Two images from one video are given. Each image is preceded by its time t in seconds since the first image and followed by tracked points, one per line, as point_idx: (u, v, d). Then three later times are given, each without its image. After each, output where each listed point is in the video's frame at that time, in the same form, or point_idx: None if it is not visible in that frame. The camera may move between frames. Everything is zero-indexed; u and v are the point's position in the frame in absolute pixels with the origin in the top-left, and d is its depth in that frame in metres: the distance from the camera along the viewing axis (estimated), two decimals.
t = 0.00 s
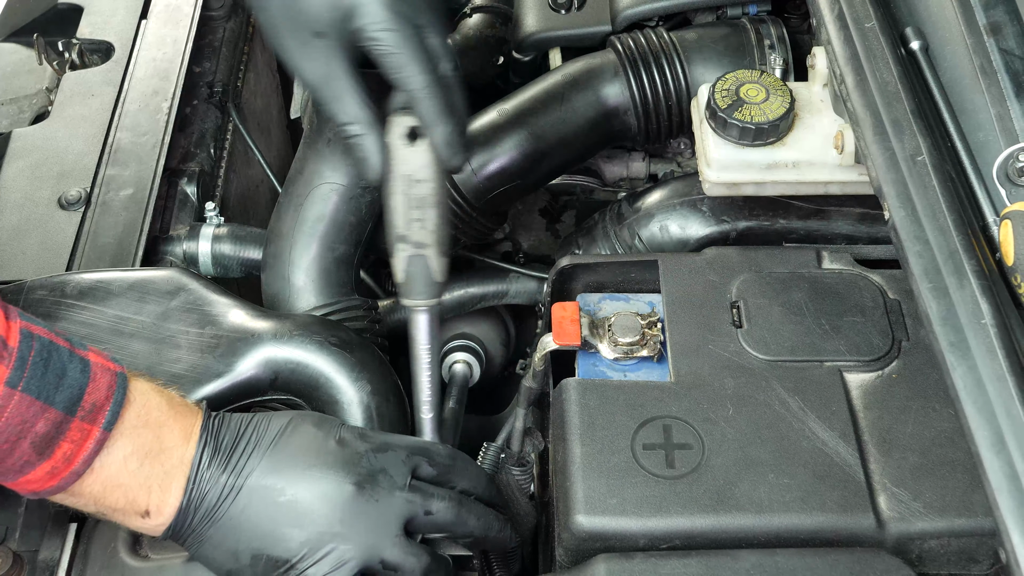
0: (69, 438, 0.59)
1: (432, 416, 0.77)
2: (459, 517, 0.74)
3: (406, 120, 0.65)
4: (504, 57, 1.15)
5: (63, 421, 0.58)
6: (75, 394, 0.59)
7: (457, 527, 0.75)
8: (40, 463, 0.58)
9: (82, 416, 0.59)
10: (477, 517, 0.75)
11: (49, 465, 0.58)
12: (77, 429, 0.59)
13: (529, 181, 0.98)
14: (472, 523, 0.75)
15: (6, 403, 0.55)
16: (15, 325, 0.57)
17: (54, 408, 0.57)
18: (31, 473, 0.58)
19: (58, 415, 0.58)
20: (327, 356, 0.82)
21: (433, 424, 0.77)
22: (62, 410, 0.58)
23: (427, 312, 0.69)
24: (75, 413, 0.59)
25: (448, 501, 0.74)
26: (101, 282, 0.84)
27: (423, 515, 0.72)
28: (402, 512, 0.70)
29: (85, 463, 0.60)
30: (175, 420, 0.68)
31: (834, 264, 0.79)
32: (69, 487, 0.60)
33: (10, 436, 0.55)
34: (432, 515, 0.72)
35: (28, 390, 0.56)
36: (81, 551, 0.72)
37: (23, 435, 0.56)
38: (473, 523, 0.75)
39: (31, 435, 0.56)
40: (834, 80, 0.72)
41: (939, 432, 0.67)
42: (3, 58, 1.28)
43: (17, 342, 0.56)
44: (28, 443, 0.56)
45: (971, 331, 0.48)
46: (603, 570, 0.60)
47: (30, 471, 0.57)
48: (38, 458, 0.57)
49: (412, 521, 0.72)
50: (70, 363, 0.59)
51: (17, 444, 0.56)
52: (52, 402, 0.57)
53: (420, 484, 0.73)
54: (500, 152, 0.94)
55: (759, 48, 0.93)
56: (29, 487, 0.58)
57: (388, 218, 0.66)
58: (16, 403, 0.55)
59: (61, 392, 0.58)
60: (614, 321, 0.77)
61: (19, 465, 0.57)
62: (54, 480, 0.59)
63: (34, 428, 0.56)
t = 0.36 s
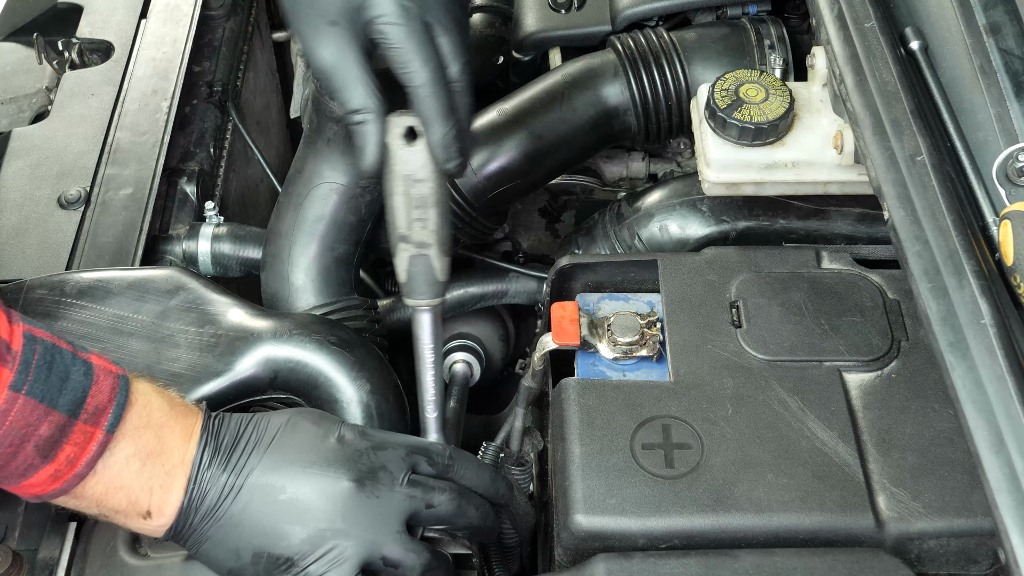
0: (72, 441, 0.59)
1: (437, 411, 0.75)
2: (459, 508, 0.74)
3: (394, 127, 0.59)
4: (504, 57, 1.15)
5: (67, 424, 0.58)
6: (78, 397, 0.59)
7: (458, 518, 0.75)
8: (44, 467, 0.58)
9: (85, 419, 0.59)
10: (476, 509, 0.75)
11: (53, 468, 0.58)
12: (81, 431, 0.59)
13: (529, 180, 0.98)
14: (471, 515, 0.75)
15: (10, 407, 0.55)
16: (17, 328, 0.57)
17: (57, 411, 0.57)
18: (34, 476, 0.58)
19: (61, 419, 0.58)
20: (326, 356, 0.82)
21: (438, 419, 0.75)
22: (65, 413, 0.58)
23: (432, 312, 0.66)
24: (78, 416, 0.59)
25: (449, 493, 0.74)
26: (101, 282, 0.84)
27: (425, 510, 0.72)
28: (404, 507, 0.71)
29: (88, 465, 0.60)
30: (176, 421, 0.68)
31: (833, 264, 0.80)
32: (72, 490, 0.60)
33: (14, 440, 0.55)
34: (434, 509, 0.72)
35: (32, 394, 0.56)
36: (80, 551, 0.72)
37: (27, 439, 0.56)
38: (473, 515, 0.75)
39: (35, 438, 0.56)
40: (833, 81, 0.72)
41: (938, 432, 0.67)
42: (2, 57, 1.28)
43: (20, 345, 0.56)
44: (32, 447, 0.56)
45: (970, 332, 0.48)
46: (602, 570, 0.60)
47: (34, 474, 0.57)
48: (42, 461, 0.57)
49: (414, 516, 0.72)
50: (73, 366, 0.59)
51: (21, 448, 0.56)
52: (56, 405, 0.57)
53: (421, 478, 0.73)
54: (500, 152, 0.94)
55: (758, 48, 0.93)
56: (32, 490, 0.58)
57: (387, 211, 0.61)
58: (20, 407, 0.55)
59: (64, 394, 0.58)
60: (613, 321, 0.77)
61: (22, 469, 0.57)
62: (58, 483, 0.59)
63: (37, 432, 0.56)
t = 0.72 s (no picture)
0: (72, 441, 0.59)
1: (488, 421, 0.76)
2: (461, 508, 0.74)
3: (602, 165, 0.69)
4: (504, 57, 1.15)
5: (67, 424, 0.58)
6: (78, 397, 0.59)
7: (459, 519, 0.75)
8: (43, 467, 0.58)
9: (85, 419, 0.59)
10: (477, 508, 0.75)
11: (52, 467, 0.58)
12: (80, 431, 0.59)
13: (529, 181, 0.98)
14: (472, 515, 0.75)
15: (10, 407, 0.55)
16: (17, 328, 0.57)
17: (57, 411, 0.57)
18: (34, 476, 0.58)
19: (60, 419, 0.58)
20: (327, 355, 0.82)
21: (484, 427, 0.76)
22: (65, 412, 0.58)
23: (540, 330, 0.68)
24: (78, 416, 0.59)
25: (450, 494, 0.74)
26: (100, 282, 0.84)
27: (427, 509, 0.72)
28: (405, 508, 0.71)
29: (88, 465, 0.60)
30: (176, 421, 0.68)
31: (833, 264, 0.80)
32: (72, 490, 0.61)
33: (14, 440, 0.55)
34: (435, 509, 0.72)
35: (32, 394, 0.56)
36: (80, 550, 0.72)
37: (27, 439, 0.56)
38: (474, 515, 0.75)
39: (34, 438, 0.56)
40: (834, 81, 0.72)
41: (938, 432, 0.67)
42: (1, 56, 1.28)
43: (20, 345, 0.56)
44: (31, 446, 0.56)
45: (970, 331, 0.48)
46: (602, 569, 0.60)
47: (33, 473, 0.58)
48: (41, 461, 0.58)
49: (415, 516, 0.72)
50: (73, 366, 0.59)
51: (21, 447, 0.56)
52: (56, 405, 0.57)
53: (421, 478, 0.72)
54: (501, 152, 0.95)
55: (759, 48, 0.93)
56: (31, 489, 0.59)
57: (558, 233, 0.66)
58: (19, 406, 0.55)
59: (64, 394, 0.58)
60: (613, 321, 0.78)
61: (22, 469, 0.57)
62: (58, 482, 0.59)
63: (37, 432, 0.56)
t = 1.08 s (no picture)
0: (75, 434, 0.59)
1: (497, 426, 0.76)
2: (462, 510, 0.74)
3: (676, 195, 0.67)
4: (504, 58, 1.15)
5: (71, 417, 0.58)
6: (81, 390, 0.59)
7: (460, 520, 0.75)
8: (46, 460, 0.58)
9: (88, 412, 0.60)
10: (478, 510, 0.75)
11: (55, 461, 0.59)
12: (83, 424, 0.60)
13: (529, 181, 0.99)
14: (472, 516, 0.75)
15: (14, 398, 0.55)
16: (21, 320, 0.57)
17: (61, 404, 0.58)
18: (36, 469, 0.58)
19: (64, 411, 0.58)
20: (327, 355, 0.82)
21: (492, 431, 0.76)
22: (69, 405, 0.58)
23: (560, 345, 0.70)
24: (81, 409, 0.59)
25: (451, 495, 0.73)
26: (100, 282, 0.84)
27: (427, 511, 0.72)
28: (405, 509, 0.70)
29: (91, 459, 0.60)
30: (178, 419, 0.69)
31: (833, 264, 0.79)
32: (73, 484, 0.61)
33: (18, 432, 0.55)
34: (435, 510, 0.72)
35: (36, 385, 0.56)
36: (80, 551, 0.72)
37: (31, 431, 0.56)
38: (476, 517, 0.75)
39: (38, 430, 0.56)
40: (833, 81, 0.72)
41: (938, 433, 0.67)
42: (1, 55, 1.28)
43: (24, 338, 0.56)
44: (35, 439, 0.57)
45: (970, 331, 0.48)
46: (602, 570, 0.60)
47: (36, 467, 0.58)
48: (45, 454, 0.58)
49: (416, 517, 0.72)
50: (76, 359, 0.59)
51: (24, 440, 0.56)
52: (60, 397, 0.57)
53: (422, 479, 0.72)
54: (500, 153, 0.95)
55: (759, 48, 0.93)
56: (32, 484, 0.58)
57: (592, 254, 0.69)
58: (24, 397, 0.55)
59: (67, 387, 0.58)
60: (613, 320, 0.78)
61: (25, 461, 0.57)
62: (60, 476, 0.59)
63: (41, 424, 0.57)
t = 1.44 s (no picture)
0: (78, 431, 0.59)
1: (484, 421, 0.79)
2: (462, 509, 0.74)
3: (619, 170, 0.74)
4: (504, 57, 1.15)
5: (74, 413, 0.59)
6: (84, 387, 0.59)
7: (461, 520, 0.75)
8: (49, 456, 0.58)
9: (91, 409, 0.60)
10: (478, 509, 0.76)
11: (58, 457, 0.59)
12: (86, 421, 0.60)
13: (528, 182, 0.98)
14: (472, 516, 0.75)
15: (19, 394, 0.55)
16: (26, 316, 0.58)
17: (64, 400, 0.58)
18: (39, 466, 0.58)
19: (67, 407, 0.58)
20: (328, 356, 0.82)
21: (481, 427, 0.80)
22: (72, 402, 0.58)
23: (539, 334, 0.75)
24: (84, 406, 0.60)
25: (451, 494, 0.74)
26: (101, 282, 0.84)
27: (428, 511, 0.72)
28: (406, 509, 0.71)
29: (93, 456, 0.61)
30: (181, 419, 0.69)
31: (834, 264, 0.80)
32: (74, 481, 0.61)
33: (22, 428, 0.56)
34: (436, 510, 0.72)
35: (40, 381, 0.56)
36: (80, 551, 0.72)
37: (34, 427, 0.56)
38: (478, 517, 0.76)
39: (42, 426, 0.57)
40: (833, 80, 0.72)
41: (938, 433, 0.67)
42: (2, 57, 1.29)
43: (28, 333, 0.57)
44: (38, 435, 0.57)
45: (970, 332, 0.48)
46: (603, 570, 0.60)
47: (39, 463, 0.58)
48: (47, 450, 0.58)
49: (416, 518, 0.72)
50: (80, 356, 0.60)
51: (27, 436, 0.56)
52: (63, 393, 0.58)
53: (422, 479, 0.73)
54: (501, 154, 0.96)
55: (759, 48, 0.93)
56: (34, 480, 0.58)
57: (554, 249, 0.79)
58: (28, 392, 0.55)
59: (70, 383, 0.58)
60: (613, 321, 0.78)
61: (28, 457, 0.57)
62: (62, 473, 0.59)
63: (44, 419, 0.57)
